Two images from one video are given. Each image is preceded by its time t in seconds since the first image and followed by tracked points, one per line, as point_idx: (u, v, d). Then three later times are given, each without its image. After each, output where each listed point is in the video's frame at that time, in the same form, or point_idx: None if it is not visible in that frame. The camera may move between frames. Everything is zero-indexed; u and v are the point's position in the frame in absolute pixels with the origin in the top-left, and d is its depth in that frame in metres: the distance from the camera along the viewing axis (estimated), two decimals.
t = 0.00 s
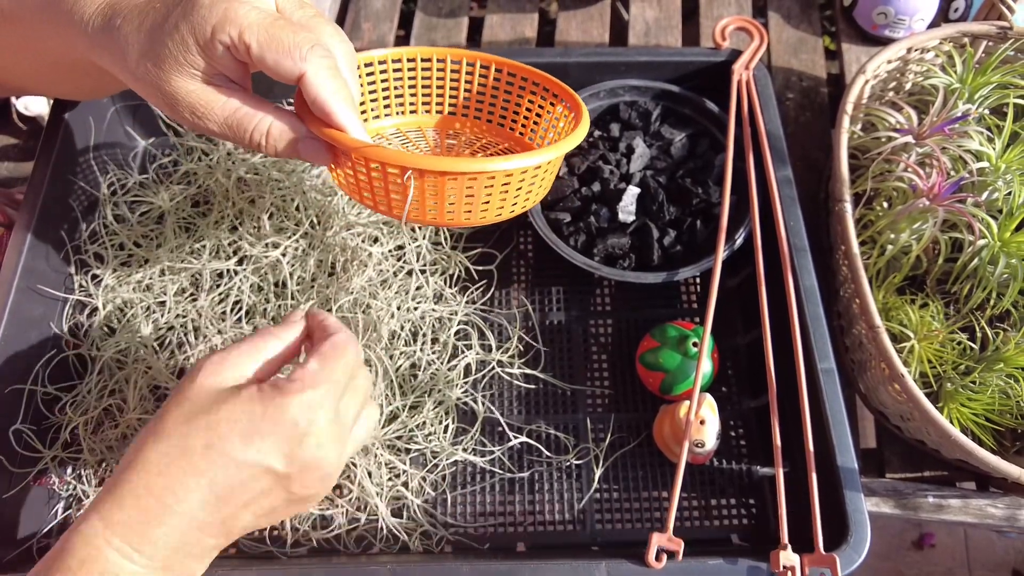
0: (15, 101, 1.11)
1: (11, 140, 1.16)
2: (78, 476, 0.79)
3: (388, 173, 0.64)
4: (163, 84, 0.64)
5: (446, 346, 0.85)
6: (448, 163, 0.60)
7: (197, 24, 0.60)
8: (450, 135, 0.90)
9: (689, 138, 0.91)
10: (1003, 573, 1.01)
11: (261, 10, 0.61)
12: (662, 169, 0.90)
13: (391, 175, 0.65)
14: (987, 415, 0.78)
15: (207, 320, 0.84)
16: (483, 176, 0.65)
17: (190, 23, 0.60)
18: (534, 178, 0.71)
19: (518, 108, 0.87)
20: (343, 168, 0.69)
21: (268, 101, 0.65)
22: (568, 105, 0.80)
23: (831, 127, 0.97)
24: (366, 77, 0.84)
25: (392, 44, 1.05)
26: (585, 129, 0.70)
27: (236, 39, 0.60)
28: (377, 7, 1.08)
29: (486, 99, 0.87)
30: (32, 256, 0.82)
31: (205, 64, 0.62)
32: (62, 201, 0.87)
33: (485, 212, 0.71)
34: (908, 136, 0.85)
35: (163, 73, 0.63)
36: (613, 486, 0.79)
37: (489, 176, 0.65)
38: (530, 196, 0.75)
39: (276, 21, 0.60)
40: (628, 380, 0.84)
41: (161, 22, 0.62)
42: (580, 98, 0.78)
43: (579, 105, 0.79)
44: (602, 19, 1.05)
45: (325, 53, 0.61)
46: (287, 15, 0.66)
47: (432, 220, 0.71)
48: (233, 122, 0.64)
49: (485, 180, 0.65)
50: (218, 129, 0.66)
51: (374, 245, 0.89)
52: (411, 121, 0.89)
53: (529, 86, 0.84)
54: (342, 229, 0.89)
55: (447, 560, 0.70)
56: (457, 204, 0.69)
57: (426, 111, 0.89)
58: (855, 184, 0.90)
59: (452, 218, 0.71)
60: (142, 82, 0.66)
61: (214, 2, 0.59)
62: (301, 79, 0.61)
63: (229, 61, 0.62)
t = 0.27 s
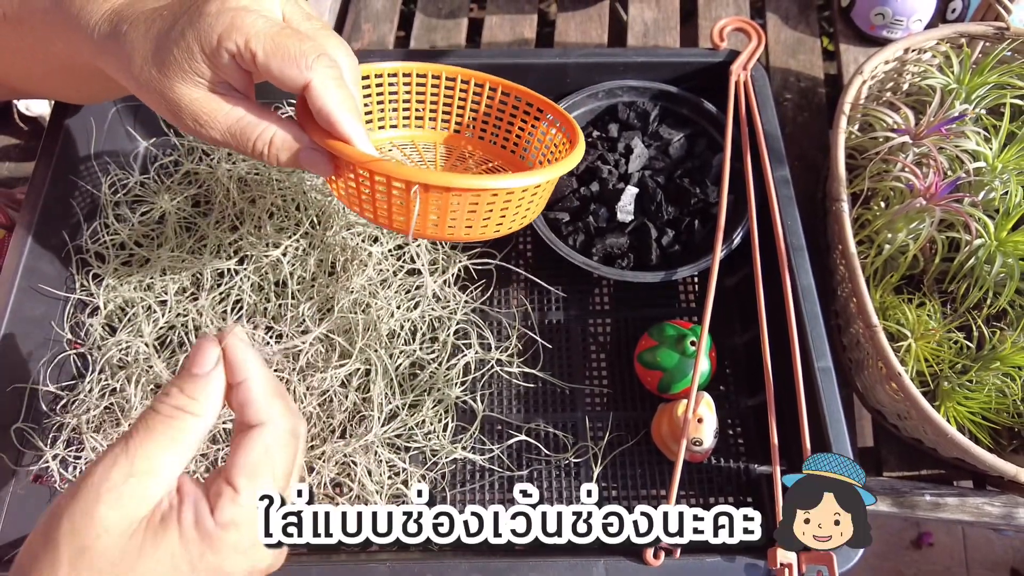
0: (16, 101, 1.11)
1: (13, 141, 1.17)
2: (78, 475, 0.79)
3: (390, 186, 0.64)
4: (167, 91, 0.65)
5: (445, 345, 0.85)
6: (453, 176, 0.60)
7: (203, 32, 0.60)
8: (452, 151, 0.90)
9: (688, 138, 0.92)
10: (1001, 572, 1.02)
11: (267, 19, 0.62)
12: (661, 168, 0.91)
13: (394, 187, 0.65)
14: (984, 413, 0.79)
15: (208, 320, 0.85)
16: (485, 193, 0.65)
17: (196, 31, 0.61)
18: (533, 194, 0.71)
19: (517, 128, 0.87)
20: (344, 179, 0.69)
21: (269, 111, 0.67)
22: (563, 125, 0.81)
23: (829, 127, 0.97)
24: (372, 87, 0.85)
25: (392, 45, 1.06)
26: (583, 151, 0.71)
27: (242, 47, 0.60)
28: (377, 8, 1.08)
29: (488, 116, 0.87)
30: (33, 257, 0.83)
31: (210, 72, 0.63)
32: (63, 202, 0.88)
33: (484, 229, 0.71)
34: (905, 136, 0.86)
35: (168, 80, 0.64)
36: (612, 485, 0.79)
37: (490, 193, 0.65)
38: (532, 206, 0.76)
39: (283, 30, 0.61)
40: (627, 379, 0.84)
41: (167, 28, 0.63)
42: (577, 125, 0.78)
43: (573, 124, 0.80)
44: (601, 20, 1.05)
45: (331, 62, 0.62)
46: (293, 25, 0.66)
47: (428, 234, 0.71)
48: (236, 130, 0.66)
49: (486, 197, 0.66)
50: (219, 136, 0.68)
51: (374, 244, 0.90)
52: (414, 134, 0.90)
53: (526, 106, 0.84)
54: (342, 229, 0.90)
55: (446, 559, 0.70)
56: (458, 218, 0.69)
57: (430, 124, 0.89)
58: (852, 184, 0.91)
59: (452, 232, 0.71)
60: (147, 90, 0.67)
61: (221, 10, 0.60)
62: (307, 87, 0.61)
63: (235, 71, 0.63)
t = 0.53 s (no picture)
0: (15, 101, 1.11)
1: (12, 141, 1.17)
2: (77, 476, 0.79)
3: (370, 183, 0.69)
4: (157, 94, 0.65)
5: (443, 345, 0.85)
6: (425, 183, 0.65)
7: (188, 29, 0.59)
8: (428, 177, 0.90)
9: (686, 139, 0.92)
10: (1000, 572, 1.02)
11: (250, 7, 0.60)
12: (659, 169, 0.91)
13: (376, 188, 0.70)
14: (982, 414, 0.79)
15: (207, 320, 0.85)
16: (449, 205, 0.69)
17: (185, 33, 0.60)
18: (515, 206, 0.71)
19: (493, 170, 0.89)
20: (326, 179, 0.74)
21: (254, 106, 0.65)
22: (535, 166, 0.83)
23: (828, 127, 0.97)
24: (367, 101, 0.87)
25: (390, 46, 1.06)
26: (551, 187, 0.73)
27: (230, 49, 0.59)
28: (376, 8, 1.08)
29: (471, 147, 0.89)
30: (32, 258, 0.83)
31: (196, 70, 0.62)
32: (62, 202, 0.88)
33: (454, 243, 0.77)
34: (902, 136, 0.86)
35: (157, 84, 0.63)
36: (610, 485, 0.79)
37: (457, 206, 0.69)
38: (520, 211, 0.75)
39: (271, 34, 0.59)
40: (625, 379, 0.84)
41: (155, 28, 0.62)
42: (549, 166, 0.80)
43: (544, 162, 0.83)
44: (599, 20, 1.05)
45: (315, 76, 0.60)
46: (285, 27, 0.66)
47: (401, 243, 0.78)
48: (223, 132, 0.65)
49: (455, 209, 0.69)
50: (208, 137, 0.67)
51: (372, 244, 0.90)
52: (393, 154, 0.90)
53: (507, 148, 0.87)
54: (340, 229, 0.90)
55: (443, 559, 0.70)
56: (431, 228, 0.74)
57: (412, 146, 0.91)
58: (851, 184, 0.91)
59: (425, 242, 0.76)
60: (136, 91, 0.66)
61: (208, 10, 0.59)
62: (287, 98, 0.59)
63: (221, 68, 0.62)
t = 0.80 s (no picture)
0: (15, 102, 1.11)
1: (12, 141, 1.17)
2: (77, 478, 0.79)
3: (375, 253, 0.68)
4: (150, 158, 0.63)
5: (444, 346, 0.86)
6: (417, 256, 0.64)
7: (196, 121, 0.59)
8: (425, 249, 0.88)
9: (687, 139, 0.92)
10: (1001, 572, 1.02)
11: (261, 115, 0.60)
12: (660, 169, 0.91)
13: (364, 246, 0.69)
14: (983, 414, 0.79)
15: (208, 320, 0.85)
16: (440, 281, 0.69)
17: (188, 114, 0.59)
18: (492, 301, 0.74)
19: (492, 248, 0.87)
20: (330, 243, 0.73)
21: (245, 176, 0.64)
22: (527, 253, 0.82)
23: (829, 128, 0.97)
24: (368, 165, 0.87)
25: (391, 46, 1.06)
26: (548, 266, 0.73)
27: (230, 138, 0.58)
28: (376, 9, 1.08)
29: (468, 226, 0.87)
30: (33, 259, 0.83)
31: (198, 149, 0.61)
32: (63, 203, 0.88)
33: (440, 317, 0.75)
34: (904, 137, 0.86)
35: (151, 148, 0.62)
36: (611, 485, 0.79)
37: (447, 281, 0.69)
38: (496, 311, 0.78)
39: (274, 128, 0.59)
40: (626, 380, 0.84)
41: (161, 103, 0.61)
42: (537, 258, 0.80)
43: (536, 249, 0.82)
44: (600, 20, 1.05)
45: (316, 164, 0.59)
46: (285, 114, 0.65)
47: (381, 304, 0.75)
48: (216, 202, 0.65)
49: (447, 287, 0.69)
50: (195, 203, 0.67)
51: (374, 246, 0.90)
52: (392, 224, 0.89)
53: (505, 235, 0.85)
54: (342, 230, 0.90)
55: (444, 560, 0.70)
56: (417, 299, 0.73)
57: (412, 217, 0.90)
58: (852, 184, 0.91)
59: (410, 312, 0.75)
60: (131, 145, 0.65)
61: (215, 98, 0.58)
62: (288, 187, 0.58)
63: (221, 151, 0.61)
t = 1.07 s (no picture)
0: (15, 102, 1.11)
1: (12, 141, 1.17)
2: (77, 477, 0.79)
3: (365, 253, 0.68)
4: (107, 148, 0.60)
5: (444, 346, 0.85)
6: (407, 258, 0.63)
7: (178, 119, 0.57)
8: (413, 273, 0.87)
9: (687, 139, 0.92)
10: (1001, 572, 1.02)
11: (246, 119, 0.58)
12: (660, 169, 0.91)
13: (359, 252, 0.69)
14: (984, 415, 0.79)
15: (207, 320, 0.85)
16: (433, 285, 0.68)
17: (171, 113, 0.57)
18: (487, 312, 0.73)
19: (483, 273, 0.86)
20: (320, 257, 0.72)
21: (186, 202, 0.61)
22: (517, 272, 0.81)
23: (829, 128, 0.97)
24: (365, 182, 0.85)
25: (391, 46, 1.06)
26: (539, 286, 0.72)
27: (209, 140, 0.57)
28: (376, 8, 1.08)
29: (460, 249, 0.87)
30: (32, 258, 0.83)
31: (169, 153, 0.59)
32: (63, 203, 0.88)
33: (434, 326, 0.75)
34: (904, 137, 0.86)
35: (117, 140, 0.59)
36: (611, 486, 0.79)
37: (439, 285, 0.67)
38: (492, 320, 0.77)
39: (256, 132, 0.57)
40: (626, 380, 0.84)
41: (147, 103, 0.59)
42: (531, 274, 0.78)
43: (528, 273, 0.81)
44: (600, 20, 1.05)
45: (299, 167, 0.56)
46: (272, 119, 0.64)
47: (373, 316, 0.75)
48: (141, 210, 0.59)
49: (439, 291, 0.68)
50: (119, 209, 0.60)
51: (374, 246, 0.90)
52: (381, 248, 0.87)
53: (497, 259, 0.84)
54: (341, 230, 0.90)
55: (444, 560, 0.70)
56: (411, 307, 0.72)
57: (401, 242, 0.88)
58: (852, 184, 0.91)
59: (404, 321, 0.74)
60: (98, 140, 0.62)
61: (199, 100, 0.57)
62: (271, 190, 0.56)
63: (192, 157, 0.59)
